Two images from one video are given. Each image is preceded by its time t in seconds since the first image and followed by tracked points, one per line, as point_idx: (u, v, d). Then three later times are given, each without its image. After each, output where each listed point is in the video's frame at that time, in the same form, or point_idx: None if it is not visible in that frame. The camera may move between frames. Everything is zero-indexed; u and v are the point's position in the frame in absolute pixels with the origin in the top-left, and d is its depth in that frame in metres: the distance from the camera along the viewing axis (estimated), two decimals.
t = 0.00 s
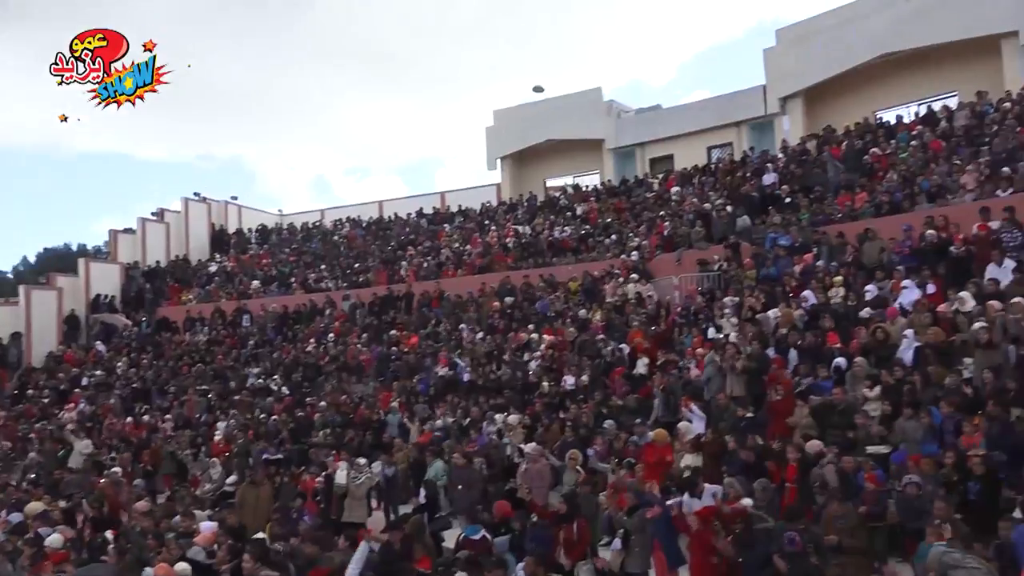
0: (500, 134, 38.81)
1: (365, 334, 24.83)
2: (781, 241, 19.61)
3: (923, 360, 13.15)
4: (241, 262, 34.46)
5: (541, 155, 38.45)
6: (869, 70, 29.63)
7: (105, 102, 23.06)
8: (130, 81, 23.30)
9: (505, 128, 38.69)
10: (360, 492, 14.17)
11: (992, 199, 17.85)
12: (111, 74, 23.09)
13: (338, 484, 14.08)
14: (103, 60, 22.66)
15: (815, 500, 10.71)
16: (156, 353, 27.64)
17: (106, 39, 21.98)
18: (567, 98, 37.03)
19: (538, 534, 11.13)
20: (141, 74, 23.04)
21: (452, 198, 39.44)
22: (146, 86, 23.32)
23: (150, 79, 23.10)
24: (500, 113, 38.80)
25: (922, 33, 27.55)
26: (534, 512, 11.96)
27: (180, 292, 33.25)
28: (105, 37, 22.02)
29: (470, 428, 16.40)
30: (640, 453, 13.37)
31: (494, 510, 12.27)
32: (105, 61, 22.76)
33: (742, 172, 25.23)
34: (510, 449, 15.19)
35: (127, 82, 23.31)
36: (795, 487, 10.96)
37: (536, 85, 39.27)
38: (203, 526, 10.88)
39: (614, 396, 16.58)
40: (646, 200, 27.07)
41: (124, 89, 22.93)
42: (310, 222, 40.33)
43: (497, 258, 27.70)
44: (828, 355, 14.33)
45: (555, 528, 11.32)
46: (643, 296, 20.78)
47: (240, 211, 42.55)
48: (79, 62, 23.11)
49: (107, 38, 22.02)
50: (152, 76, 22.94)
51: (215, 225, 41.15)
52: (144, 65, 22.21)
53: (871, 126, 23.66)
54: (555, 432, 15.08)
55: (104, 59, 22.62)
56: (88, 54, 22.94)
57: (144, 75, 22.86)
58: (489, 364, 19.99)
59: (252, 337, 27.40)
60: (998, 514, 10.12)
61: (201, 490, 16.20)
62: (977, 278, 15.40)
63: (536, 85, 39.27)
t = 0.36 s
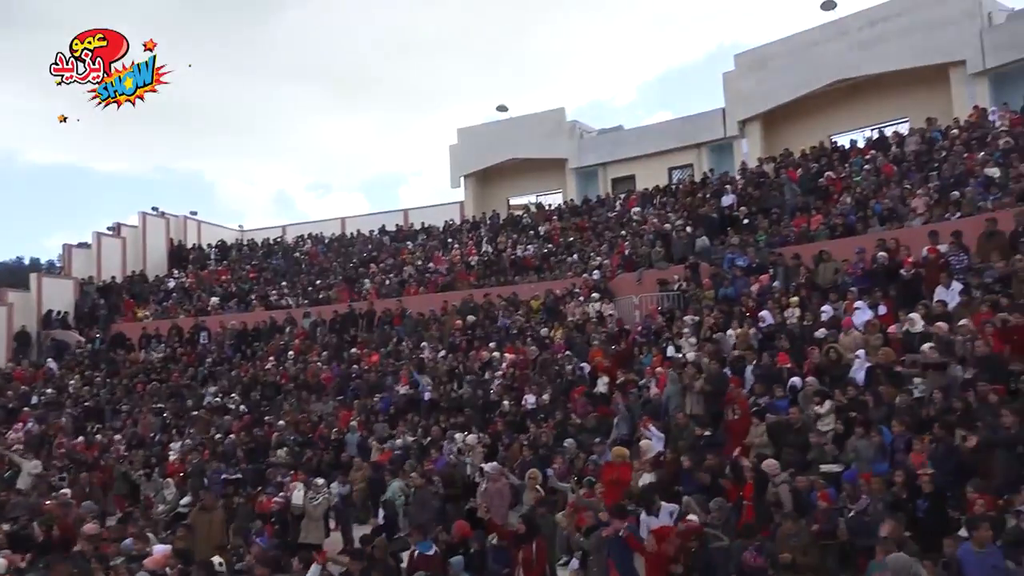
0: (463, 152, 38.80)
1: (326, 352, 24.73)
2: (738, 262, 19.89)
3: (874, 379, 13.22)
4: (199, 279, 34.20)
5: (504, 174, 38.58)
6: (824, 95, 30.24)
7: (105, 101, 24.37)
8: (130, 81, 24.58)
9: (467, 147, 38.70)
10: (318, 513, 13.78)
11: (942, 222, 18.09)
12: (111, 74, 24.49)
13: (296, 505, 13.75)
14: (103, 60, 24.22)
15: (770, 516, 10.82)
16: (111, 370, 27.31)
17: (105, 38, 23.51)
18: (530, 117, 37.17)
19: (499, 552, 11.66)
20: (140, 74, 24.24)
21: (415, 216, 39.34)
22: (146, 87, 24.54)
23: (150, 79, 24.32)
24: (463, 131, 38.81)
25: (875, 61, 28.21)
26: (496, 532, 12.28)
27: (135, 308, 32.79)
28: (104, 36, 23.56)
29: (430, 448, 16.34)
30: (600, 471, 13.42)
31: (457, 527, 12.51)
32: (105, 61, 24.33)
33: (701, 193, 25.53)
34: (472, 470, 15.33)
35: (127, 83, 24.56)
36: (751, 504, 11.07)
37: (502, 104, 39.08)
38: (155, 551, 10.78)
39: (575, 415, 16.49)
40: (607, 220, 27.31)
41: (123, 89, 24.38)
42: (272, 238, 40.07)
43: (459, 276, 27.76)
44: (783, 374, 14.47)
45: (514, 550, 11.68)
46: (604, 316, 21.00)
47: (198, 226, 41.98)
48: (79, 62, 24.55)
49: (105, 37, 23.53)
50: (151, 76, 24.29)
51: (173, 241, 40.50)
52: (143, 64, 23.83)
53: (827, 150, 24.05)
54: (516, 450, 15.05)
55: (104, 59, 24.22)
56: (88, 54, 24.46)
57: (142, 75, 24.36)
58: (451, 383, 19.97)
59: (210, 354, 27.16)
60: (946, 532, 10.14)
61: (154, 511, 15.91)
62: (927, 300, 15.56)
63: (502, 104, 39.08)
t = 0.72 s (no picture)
0: (429, 166, 38.77)
1: (288, 367, 24.54)
2: (700, 277, 20.07)
3: (830, 395, 13.34)
4: (159, 292, 33.80)
5: (470, 188, 38.60)
6: (783, 114, 30.68)
7: (105, 101, 24.22)
8: (130, 81, 24.46)
9: (433, 161, 38.68)
10: (277, 529, 13.69)
11: (896, 240, 18.36)
12: (110, 74, 24.46)
13: (255, 521, 13.64)
14: (102, 60, 24.12)
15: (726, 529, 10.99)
16: (65, 385, 26.86)
17: (104, 38, 23.49)
18: (496, 131, 37.29)
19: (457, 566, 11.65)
20: (141, 74, 24.10)
21: (380, 229, 39.26)
22: (146, 87, 24.35)
23: (150, 79, 24.15)
24: (428, 145, 38.77)
25: (832, 82, 28.72)
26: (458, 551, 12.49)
27: (92, 321, 32.31)
28: (104, 36, 23.55)
29: (392, 462, 16.25)
30: (563, 485, 13.46)
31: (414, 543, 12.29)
32: (104, 62, 24.23)
33: (664, 209, 25.74)
34: (435, 483, 15.23)
35: (127, 83, 24.43)
36: (705, 516, 11.32)
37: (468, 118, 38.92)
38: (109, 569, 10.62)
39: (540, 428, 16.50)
40: (572, 235, 27.45)
41: (122, 88, 24.21)
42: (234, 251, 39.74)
43: (424, 289, 27.70)
44: (741, 390, 14.59)
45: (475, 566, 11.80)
46: (568, 330, 21.08)
47: (159, 238, 41.48)
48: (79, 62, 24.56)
49: (105, 38, 23.54)
50: (150, 75, 24.12)
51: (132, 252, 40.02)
52: (143, 65, 23.76)
53: (788, 167, 24.37)
54: (478, 466, 14.97)
55: (104, 59, 24.14)
56: (88, 55, 24.37)
57: (142, 75, 24.15)
58: (414, 397, 19.87)
59: (168, 367, 26.81)
60: (898, 545, 10.06)
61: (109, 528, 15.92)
62: (881, 316, 15.77)
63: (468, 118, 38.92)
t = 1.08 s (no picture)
0: (392, 176, 38.66)
1: (247, 378, 24.30)
2: (661, 289, 20.18)
3: (786, 405, 13.45)
4: (115, 301, 33.33)
5: (433, 199, 38.56)
6: (743, 129, 31.06)
7: (105, 101, 24.37)
8: (131, 81, 24.55)
9: (397, 170, 38.59)
10: (234, 544, 13.44)
11: (851, 254, 18.60)
12: (112, 74, 24.57)
13: (211, 536, 13.41)
14: (103, 60, 24.21)
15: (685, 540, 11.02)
16: (17, 398, 26.37)
17: (105, 38, 23.54)
18: (460, 142, 37.30)
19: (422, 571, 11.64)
20: (141, 74, 24.13)
21: (343, 239, 39.07)
22: (145, 86, 24.32)
23: (150, 79, 24.18)
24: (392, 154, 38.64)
25: (790, 97, 29.15)
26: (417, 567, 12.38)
27: (46, 331, 31.75)
28: (105, 36, 23.60)
29: (352, 474, 16.12)
30: (522, 496, 13.44)
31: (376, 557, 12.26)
32: (105, 61, 24.33)
33: (626, 221, 25.88)
34: (395, 495, 15.05)
35: (127, 83, 24.49)
36: (666, 529, 11.29)
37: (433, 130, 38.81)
38: None
39: (502, 439, 16.47)
40: (536, 246, 27.51)
41: (124, 88, 24.28)
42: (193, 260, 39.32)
43: (386, 300, 27.59)
44: (700, 401, 14.68)
45: None
46: (530, 341, 21.09)
47: (116, 246, 40.84)
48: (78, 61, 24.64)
49: (106, 37, 23.57)
50: (151, 76, 24.05)
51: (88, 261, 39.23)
52: (144, 64, 23.80)
53: (748, 181, 24.61)
54: (438, 478, 14.85)
55: (104, 59, 24.27)
56: (89, 54, 24.49)
57: (143, 75, 24.11)
58: (375, 409, 19.75)
59: (124, 378, 26.41)
60: (850, 553, 10.17)
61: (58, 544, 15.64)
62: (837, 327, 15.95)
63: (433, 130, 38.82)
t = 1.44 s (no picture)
0: (358, 177, 38.53)
1: (208, 381, 24.10)
2: (625, 292, 20.29)
3: (746, 408, 13.59)
4: (73, 303, 32.89)
5: (399, 201, 38.48)
6: (707, 135, 31.37)
7: (105, 101, 24.18)
8: (130, 81, 24.34)
9: (363, 172, 38.45)
10: (191, 550, 13.35)
11: (811, 259, 18.84)
12: (112, 75, 24.36)
13: (168, 542, 13.31)
14: (104, 61, 23.92)
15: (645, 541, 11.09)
16: None
17: (106, 40, 23.34)
18: (426, 144, 37.26)
19: None
20: (141, 74, 23.94)
21: (307, 241, 38.84)
22: (145, 87, 24.11)
23: (150, 79, 23.96)
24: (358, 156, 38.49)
25: (753, 105, 29.50)
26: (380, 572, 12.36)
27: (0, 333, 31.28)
28: (106, 37, 23.42)
29: (314, 477, 16.05)
30: (485, 499, 13.46)
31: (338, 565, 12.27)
32: (106, 62, 24.04)
33: (592, 225, 26.02)
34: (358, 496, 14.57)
35: (127, 83, 24.25)
36: (628, 533, 11.32)
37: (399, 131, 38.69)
38: None
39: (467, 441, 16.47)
40: (502, 249, 27.56)
41: (124, 89, 24.08)
42: (154, 261, 38.90)
43: (351, 302, 27.48)
44: (661, 403, 14.78)
45: None
46: (495, 343, 21.11)
47: (74, 246, 40.36)
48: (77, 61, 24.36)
49: (107, 39, 23.37)
50: (152, 77, 23.98)
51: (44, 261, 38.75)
52: (146, 64, 23.75)
53: (711, 186, 24.82)
54: (401, 480, 14.83)
55: (103, 59, 24.02)
56: (88, 55, 24.19)
57: (143, 76, 24.04)
58: (338, 412, 19.66)
59: (81, 381, 26.09)
60: (807, 553, 10.28)
61: (10, 551, 15.33)
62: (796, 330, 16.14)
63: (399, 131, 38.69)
